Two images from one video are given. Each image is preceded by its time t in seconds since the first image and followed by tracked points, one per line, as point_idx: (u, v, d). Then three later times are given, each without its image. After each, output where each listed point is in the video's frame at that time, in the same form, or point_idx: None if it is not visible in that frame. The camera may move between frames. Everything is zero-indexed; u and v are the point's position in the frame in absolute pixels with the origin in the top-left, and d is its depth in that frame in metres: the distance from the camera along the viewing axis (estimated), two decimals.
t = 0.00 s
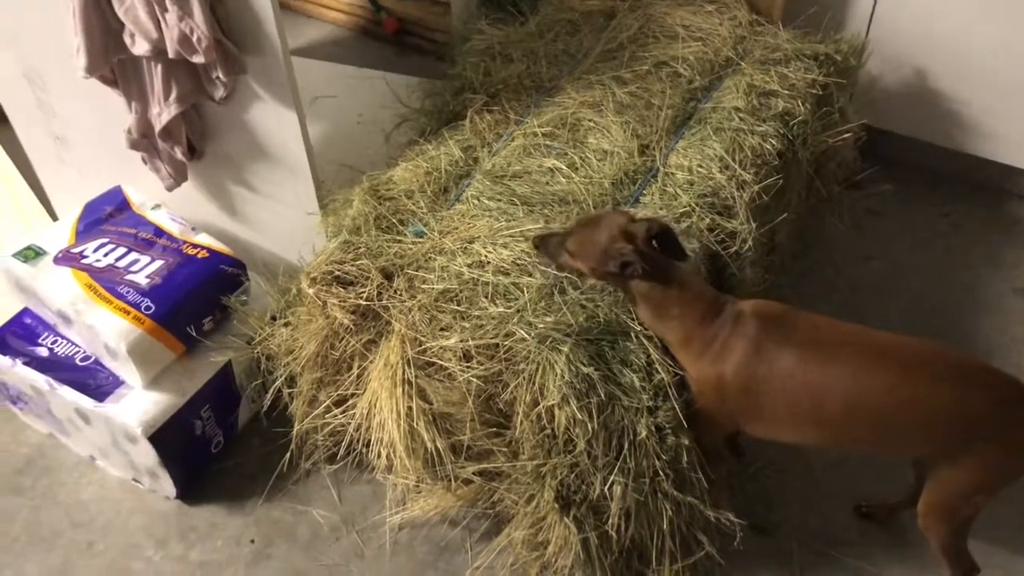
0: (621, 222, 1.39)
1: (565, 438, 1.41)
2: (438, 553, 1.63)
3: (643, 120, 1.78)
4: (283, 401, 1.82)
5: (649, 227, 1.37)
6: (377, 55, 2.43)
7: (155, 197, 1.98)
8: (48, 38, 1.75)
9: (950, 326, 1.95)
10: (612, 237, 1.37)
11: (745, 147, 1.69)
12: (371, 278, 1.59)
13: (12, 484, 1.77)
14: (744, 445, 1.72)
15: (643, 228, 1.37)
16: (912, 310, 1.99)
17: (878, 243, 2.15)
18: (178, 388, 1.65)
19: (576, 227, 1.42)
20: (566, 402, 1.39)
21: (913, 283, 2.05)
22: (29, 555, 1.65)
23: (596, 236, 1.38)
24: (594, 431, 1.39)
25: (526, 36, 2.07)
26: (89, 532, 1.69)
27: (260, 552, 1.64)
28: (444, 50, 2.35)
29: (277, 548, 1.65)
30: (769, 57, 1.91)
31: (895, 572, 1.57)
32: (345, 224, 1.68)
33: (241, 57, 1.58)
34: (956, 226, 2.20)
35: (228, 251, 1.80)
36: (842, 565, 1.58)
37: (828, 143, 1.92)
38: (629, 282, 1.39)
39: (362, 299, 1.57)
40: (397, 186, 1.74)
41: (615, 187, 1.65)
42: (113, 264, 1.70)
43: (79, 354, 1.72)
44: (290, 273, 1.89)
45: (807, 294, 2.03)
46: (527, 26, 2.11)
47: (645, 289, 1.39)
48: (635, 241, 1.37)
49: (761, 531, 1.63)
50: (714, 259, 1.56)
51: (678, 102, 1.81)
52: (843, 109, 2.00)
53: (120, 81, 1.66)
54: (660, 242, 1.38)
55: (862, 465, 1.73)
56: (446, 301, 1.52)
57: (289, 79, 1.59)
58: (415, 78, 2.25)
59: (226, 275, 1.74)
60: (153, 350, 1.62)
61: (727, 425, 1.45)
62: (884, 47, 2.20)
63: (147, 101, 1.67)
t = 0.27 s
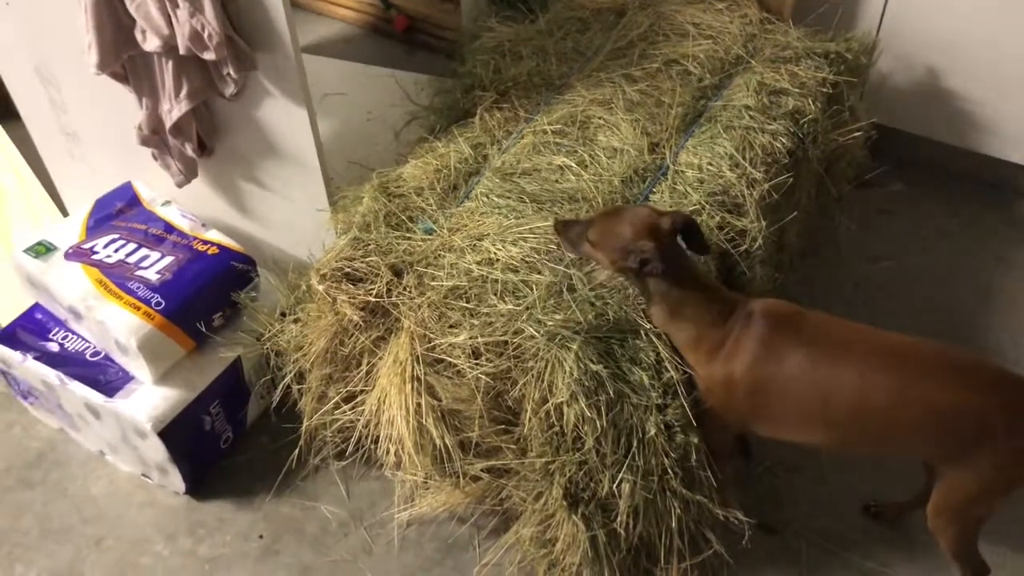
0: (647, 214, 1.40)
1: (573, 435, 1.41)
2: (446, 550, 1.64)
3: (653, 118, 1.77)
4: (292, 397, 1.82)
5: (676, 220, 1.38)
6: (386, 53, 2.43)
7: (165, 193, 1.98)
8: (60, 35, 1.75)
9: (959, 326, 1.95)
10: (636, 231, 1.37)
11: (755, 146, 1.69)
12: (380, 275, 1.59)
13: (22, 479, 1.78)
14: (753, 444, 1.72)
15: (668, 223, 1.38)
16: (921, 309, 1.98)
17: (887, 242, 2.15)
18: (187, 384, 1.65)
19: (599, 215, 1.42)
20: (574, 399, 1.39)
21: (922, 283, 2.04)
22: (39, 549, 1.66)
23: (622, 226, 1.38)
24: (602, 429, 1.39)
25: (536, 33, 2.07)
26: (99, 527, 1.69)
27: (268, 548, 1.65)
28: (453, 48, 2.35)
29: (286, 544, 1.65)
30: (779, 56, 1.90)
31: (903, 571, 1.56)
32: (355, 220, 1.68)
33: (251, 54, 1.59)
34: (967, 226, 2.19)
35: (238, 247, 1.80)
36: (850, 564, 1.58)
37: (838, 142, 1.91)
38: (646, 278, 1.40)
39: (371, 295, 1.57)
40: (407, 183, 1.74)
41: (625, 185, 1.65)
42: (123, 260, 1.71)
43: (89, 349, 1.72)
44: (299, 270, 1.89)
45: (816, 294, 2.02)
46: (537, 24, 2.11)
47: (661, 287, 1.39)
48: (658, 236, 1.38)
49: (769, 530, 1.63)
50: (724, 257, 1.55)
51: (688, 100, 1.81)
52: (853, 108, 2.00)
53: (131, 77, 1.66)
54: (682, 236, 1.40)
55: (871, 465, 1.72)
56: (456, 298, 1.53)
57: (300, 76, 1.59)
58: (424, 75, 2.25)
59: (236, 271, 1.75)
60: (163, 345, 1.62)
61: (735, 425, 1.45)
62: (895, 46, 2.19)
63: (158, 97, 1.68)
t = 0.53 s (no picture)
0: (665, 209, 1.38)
1: (578, 433, 1.41)
2: (451, 547, 1.64)
3: (660, 118, 1.78)
4: (298, 394, 1.83)
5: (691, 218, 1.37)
6: (394, 51, 2.44)
7: (174, 189, 1.99)
8: (70, 31, 1.76)
9: (965, 327, 1.94)
10: (650, 223, 1.37)
11: (762, 146, 1.69)
12: (387, 272, 1.60)
13: (30, 472, 1.79)
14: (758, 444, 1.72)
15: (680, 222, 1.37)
16: (927, 310, 1.98)
17: (894, 243, 2.15)
18: (194, 379, 1.66)
19: (620, 201, 1.42)
20: (580, 398, 1.40)
21: (929, 284, 2.04)
22: (47, 543, 1.67)
23: (638, 218, 1.37)
24: (607, 428, 1.39)
25: (544, 32, 2.07)
26: (106, 521, 1.70)
27: (273, 543, 1.66)
28: (461, 46, 2.35)
29: (291, 539, 1.66)
30: (787, 56, 1.90)
31: (907, 572, 1.56)
32: (362, 218, 1.69)
33: (260, 51, 1.59)
34: (974, 227, 2.18)
35: (245, 244, 1.81)
36: (854, 564, 1.58)
37: (845, 142, 1.91)
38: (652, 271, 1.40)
39: (377, 293, 1.58)
40: (414, 180, 1.75)
41: (631, 184, 1.65)
42: (131, 256, 1.71)
43: (97, 344, 1.73)
44: (306, 267, 1.90)
45: (822, 294, 2.02)
46: (545, 22, 2.11)
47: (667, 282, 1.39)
48: (669, 231, 1.37)
49: (774, 530, 1.63)
50: (730, 257, 1.55)
51: (695, 99, 1.81)
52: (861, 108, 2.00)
53: (140, 74, 1.67)
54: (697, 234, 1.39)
55: (876, 465, 1.72)
56: (462, 296, 1.53)
57: (309, 73, 1.60)
58: (431, 73, 2.25)
59: (243, 268, 1.76)
60: (170, 341, 1.63)
61: (739, 425, 1.45)
62: (903, 46, 2.19)
63: (167, 94, 1.69)
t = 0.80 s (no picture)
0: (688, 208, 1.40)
1: (587, 429, 1.41)
2: (458, 542, 1.64)
3: (671, 113, 1.77)
4: (306, 387, 1.83)
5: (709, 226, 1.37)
6: (404, 44, 2.43)
7: (183, 182, 1.99)
8: (81, 23, 1.76)
9: (975, 326, 1.93)
10: (670, 218, 1.38)
11: (774, 142, 1.69)
12: (396, 266, 1.59)
13: (38, 463, 1.79)
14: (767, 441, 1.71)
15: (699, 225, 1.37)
16: (937, 309, 1.97)
17: (904, 240, 2.14)
18: (203, 372, 1.66)
19: (643, 199, 1.43)
20: (589, 393, 1.39)
21: (938, 282, 2.03)
22: (54, 534, 1.67)
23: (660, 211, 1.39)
24: (616, 423, 1.39)
25: (555, 26, 2.06)
26: (113, 512, 1.71)
27: (280, 536, 1.66)
28: (471, 40, 2.35)
29: (298, 532, 1.66)
30: (798, 52, 1.90)
31: (916, 571, 1.56)
32: (371, 211, 1.68)
33: (271, 44, 1.59)
34: (984, 225, 2.17)
35: (254, 237, 1.81)
36: (862, 562, 1.57)
37: (856, 138, 1.90)
38: (661, 270, 1.39)
39: (387, 286, 1.58)
40: (423, 174, 1.74)
41: (642, 179, 1.65)
42: (140, 248, 1.71)
43: (105, 336, 1.73)
44: (315, 260, 1.90)
45: (831, 291, 2.01)
46: (556, 17, 2.10)
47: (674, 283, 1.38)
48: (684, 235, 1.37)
49: (782, 527, 1.62)
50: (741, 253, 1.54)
51: (706, 95, 1.80)
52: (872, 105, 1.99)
53: (150, 65, 1.67)
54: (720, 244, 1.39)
55: (885, 463, 1.72)
56: (471, 290, 1.52)
57: (319, 66, 1.60)
58: (441, 68, 2.25)
59: (252, 261, 1.75)
60: (179, 333, 1.63)
61: (748, 422, 1.44)
62: (915, 43, 2.18)
63: (176, 86, 1.68)
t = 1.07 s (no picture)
0: (723, 201, 1.39)
1: (595, 425, 1.41)
2: (466, 537, 1.65)
3: (680, 110, 1.77)
4: (315, 382, 1.84)
5: (743, 215, 1.36)
6: (412, 42, 2.44)
7: (193, 179, 2.00)
8: (92, 20, 1.77)
9: (983, 324, 1.94)
10: (706, 204, 1.38)
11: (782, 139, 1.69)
12: (405, 262, 1.60)
13: (49, 458, 1.80)
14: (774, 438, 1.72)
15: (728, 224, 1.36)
16: (944, 306, 1.97)
17: (912, 238, 2.14)
18: (213, 367, 1.67)
19: (686, 182, 1.43)
20: (598, 388, 1.40)
21: (946, 280, 2.03)
22: (66, 528, 1.69)
23: (695, 200, 1.40)
24: (625, 419, 1.39)
25: (563, 24, 2.07)
26: (123, 507, 1.72)
27: (289, 531, 1.66)
28: (479, 38, 2.35)
29: (307, 527, 1.67)
30: (807, 49, 1.90)
31: (923, 568, 1.56)
32: (381, 208, 1.69)
33: (281, 41, 1.60)
34: (992, 223, 2.17)
35: (264, 233, 1.82)
36: (869, 558, 1.58)
37: (864, 136, 1.91)
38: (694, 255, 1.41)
39: (396, 283, 1.58)
40: (433, 171, 1.75)
41: (650, 176, 1.65)
42: (151, 244, 1.72)
43: (116, 332, 1.74)
44: (324, 256, 1.91)
45: (839, 289, 2.02)
46: (564, 15, 2.10)
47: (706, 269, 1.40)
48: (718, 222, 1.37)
49: (789, 524, 1.63)
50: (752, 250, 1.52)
51: (715, 92, 1.81)
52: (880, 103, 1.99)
53: (160, 62, 1.68)
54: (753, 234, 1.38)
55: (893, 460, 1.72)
56: (480, 287, 1.53)
57: (329, 63, 1.60)
58: (449, 65, 2.25)
59: (262, 257, 1.76)
60: (189, 328, 1.64)
61: (761, 424, 1.45)
62: (923, 41, 2.18)
63: (187, 82, 1.69)
